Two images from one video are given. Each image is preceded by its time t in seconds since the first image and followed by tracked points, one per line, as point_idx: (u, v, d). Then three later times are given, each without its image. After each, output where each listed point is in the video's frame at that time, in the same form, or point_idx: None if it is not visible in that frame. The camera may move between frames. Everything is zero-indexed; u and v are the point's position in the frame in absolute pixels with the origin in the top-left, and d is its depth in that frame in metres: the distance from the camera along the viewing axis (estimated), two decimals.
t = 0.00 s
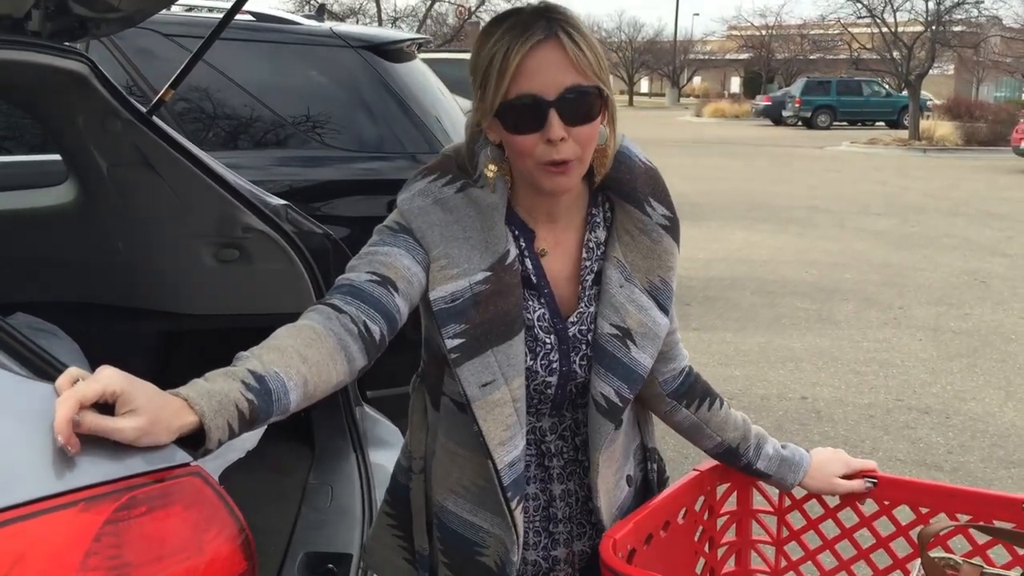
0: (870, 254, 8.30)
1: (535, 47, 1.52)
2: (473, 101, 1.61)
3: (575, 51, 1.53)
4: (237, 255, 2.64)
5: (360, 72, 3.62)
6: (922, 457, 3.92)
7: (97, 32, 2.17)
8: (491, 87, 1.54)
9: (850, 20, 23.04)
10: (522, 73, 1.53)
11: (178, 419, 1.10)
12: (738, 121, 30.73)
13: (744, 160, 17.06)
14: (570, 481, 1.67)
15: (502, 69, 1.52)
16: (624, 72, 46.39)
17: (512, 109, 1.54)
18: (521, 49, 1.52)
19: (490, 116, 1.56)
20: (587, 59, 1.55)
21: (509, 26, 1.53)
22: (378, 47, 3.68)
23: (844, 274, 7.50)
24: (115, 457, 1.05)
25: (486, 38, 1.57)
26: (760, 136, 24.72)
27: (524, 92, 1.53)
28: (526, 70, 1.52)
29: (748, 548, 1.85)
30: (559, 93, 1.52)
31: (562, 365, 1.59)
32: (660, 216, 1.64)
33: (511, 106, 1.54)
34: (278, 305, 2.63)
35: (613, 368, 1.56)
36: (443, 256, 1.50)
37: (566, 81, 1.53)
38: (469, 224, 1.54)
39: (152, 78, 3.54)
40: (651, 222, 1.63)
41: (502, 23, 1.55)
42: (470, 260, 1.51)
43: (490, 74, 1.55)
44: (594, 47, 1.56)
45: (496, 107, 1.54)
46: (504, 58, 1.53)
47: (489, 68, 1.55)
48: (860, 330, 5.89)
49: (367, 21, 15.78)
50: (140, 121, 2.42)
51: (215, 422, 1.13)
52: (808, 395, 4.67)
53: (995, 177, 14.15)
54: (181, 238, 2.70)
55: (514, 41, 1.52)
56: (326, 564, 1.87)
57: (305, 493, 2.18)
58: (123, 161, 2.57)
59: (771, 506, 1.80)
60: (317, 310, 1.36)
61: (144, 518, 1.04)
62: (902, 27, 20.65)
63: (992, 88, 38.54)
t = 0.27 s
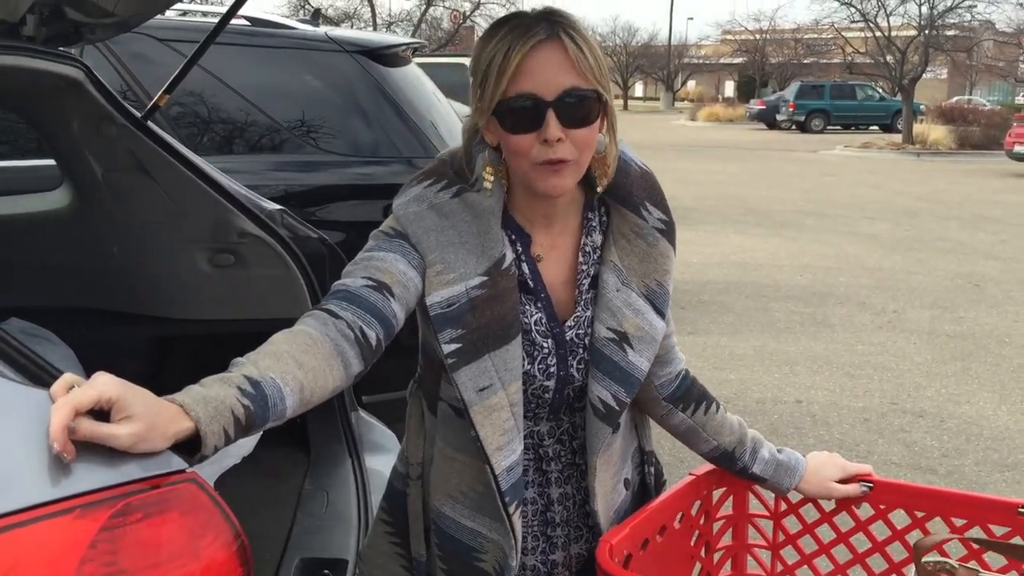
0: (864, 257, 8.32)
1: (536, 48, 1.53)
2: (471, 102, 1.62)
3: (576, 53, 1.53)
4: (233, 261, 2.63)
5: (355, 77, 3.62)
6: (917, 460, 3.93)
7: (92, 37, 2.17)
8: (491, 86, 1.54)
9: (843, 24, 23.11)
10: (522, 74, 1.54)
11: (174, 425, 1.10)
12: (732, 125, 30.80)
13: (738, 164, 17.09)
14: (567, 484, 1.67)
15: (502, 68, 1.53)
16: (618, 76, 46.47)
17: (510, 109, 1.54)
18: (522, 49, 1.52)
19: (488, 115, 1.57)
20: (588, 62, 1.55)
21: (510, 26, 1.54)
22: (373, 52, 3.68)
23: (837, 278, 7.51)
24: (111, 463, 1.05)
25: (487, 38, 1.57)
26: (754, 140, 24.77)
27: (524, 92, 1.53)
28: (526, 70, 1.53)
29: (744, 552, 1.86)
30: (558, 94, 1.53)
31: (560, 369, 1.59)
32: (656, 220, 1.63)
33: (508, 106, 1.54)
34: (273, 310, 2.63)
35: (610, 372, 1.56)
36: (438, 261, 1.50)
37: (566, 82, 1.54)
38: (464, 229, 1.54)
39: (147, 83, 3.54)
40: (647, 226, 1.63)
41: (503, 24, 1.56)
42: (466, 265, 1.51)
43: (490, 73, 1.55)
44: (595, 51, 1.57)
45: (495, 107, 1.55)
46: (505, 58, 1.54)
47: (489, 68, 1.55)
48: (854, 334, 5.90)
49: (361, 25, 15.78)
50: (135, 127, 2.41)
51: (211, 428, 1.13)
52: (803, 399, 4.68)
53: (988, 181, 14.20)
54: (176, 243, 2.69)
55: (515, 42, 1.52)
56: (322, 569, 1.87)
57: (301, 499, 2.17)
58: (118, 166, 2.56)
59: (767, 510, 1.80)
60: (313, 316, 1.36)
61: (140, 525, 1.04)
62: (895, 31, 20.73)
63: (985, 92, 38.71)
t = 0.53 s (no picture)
0: (860, 260, 8.34)
1: (497, 39, 1.56)
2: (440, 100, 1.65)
3: (538, 43, 1.56)
4: (230, 264, 2.64)
5: (351, 80, 3.62)
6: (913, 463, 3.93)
7: (88, 41, 2.17)
8: (455, 79, 1.57)
9: (838, 28, 23.17)
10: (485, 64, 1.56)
11: (173, 429, 1.11)
12: (728, 129, 30.85)
13: (734, 167, 17.12)
14: (574, 477, 1.67)
15: (464, 60, 1.56)
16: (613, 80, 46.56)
17: (473, 99, 1.57)
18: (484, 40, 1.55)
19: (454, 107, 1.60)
20: (550, 52, 1.57)
21: (472, 21, 1.58)
22: (369, 56, 3.68)
23: (833, 281, 7.53)
24: (108, 467, 1.05)
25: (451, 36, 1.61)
26: (750, 143, 24.82)
27: (486, 81, 1.55)
28: (487, 61, 1.56)
29: (741, 554, 1.85)
30: (520, 82, 1.54)
31: (551, 363, 1.59)
32: (633, 204, 1.64)
33: (472, 96, 1.57)
34: (270, 314, 2.63)
35: (603, 362, 1.56)
36: (418, 262, 1.51)
37: (529, 71, 1.56)
38: (441, 230, 1.55)
39: (143, 87, 3.54)
40: (625, 211, 1.63)
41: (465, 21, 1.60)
42: (445, 264, 1.51)
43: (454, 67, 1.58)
44: (558, 43, 1.59)
45: (460, 99, 1.57)
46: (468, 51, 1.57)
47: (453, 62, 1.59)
48: (851, 337, 5.91)
49: (357, 29, 15.79)
50: (132, 131, 2.41)
51: (210, 427, 1.13)
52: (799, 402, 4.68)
53: (983, 184, 14.24)
54: (172, 247, 2.69)
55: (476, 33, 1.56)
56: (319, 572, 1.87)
57: (298, 502, 2.17)
58: (115, 170, 2.56)
59: (764, 512, 1.80)
60: (301, 317, 1.37)
61: (137, 529, 1.04)
62: (890, 35, 20.78)
63: (979, 95, 38.82)
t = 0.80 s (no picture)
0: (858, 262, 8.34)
1: (512, 32, 1.56)
2: (444, 91, 1.63)
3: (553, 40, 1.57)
4: (227, 266, 2.64)
5: (350, 82, 3.62)
6: (912, 464, 3.94)
7: (86, 43, 2.16)
8: (469, 69, 1.56)
9: (837, 29, 23.18)
10: (500, 57, 1.56)
11: (168, 429, 1.08)
12: (727, 130, 30.88)
13: (732, 169, 17.13)
14: (566, 472, 1.66)
15: (480, 50, 1.55)
16: (612, 82, 46.60)
17: (487, 88, 1.55)
18: (502, 32, 1.55)
19: (464, 97, 1.58)
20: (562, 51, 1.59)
21: (486, 12, 1.57)
22: (367, 57, 3.68)
23: (832, 282, 7.53)
24: (105, 470, 1.04)
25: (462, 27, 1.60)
26: (749, 144, 24.85)
27: (503, 73, 1.55)
28: (504, 53, 1.55)
29: (739, 556, 1.84)
30: (536, 74, 1.55)
31: (546, 354, 1.59)
32: (619, 178, 1.66)
33: (487, 84, 1.55)
34: (269, 316, 2.63)
35: (607, 339, 1.55)
36: (410, 254, 1.51)
37: (542, 67, 1.56)
38: (433, 224, 1.55)
39: (141, 88, 3.54)
40: (611, 186, 1.66)
41: (477, 15, 1.59)
42: (437, 257, 1.51)
43: (467, 56, 1.57)
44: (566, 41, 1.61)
45: (472, 88, 1.56)
46: (484, 43, 1.56)
47: (466, 52, 1.58)
48: (849, 338, 5.91)
49: (356, 30, 15.80)
50: (129, 132, 2.42)
51: (205, 426, 1.10)
52: (798, 403, 4.69)
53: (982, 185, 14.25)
54: (170, 249, 2.69)
55: (495, 25, 1.55)
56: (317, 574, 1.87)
57: (295, 504, 2.17)
58: (113, 172, 2.56)
59: (762, 514, 1.80)
60: (295, 311, 1.35)
61: (134, 531, 1.04)
62: (889, 36, 20.79)
63: (977, 96, 38.87)
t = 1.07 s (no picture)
0: (856, 263, 8.35)
1: (517, 37, 1.56)
2: (450, 98, 1.63)
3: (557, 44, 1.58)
4: (225, 267, 2.64)
5: (348, 84, 3.62)
6: (909, 466, 3.93)
7: (83, 44, 2.16)
8: (477, 76, 1.55)
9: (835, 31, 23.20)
10: (507, 63, 1.56)
11: (166, 430, 1.08)
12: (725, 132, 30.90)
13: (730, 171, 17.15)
14: (582, 469, 1.67)
15: (487, 57, 1.54)
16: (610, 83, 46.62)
17: (496, 95, 1.55)
18: (508, 38, 1.55)
19: (474, 105, 1.57)
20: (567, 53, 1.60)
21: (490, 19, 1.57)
22: (365, 58, 3.68)
23: (830, 284, 7.54)
24: (102, 471, 1.04)
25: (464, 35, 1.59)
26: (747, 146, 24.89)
27: (511, 79, 1.55)
28: (511, 59, 1.55)
29: (737, 558, 1.84)
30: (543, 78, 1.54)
31: (557, 351, 1.59)
32: (619, 157, 1.69)
33: (496, 92, 1.55)
34: (267, 318, 2.62)
35: (640, 316, 1.57)
36: (420, 259, 1.49)
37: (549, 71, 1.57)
38: (443, 228, 1.54)
39: (139, 90, 3.55)
40: (613, 166, 1.68)
41: (480, 22, 1.59)
42: (447, 261, 1.50)
43: (473, 64, 1.56)
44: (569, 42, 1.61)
45: (480, 95, 1.56)
46: (489, 50, 1.55)
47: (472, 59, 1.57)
48: (847, 340, 5.91)
49: (353, 32, 15.80)
50: (127, 133, 2.41)
51: (201, 429, 1.10)
52: (795, 405, 4.69)
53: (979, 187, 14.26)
54: (168, 250, 2.69)
55: (500, 32, 1.55)
56: None
57: (294, 506, 2.17)
58: (111, 173, 2.56)
59: (760, 516, 1.80)
60: (296, 317, 1.35)
61: (131, 533, 1.03)
62: (887, 38, 20.81)
63: (975, 98, 38.92)
